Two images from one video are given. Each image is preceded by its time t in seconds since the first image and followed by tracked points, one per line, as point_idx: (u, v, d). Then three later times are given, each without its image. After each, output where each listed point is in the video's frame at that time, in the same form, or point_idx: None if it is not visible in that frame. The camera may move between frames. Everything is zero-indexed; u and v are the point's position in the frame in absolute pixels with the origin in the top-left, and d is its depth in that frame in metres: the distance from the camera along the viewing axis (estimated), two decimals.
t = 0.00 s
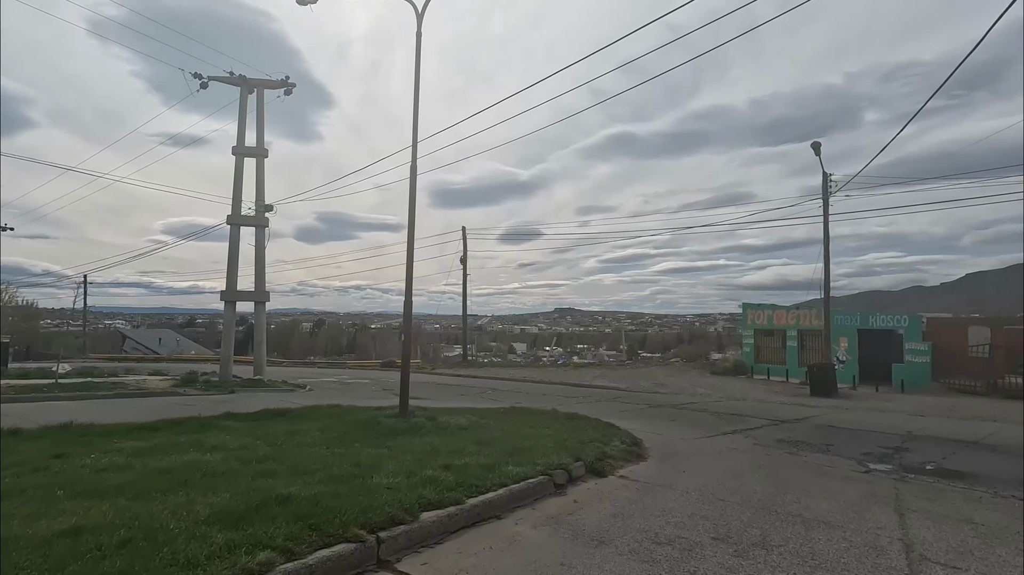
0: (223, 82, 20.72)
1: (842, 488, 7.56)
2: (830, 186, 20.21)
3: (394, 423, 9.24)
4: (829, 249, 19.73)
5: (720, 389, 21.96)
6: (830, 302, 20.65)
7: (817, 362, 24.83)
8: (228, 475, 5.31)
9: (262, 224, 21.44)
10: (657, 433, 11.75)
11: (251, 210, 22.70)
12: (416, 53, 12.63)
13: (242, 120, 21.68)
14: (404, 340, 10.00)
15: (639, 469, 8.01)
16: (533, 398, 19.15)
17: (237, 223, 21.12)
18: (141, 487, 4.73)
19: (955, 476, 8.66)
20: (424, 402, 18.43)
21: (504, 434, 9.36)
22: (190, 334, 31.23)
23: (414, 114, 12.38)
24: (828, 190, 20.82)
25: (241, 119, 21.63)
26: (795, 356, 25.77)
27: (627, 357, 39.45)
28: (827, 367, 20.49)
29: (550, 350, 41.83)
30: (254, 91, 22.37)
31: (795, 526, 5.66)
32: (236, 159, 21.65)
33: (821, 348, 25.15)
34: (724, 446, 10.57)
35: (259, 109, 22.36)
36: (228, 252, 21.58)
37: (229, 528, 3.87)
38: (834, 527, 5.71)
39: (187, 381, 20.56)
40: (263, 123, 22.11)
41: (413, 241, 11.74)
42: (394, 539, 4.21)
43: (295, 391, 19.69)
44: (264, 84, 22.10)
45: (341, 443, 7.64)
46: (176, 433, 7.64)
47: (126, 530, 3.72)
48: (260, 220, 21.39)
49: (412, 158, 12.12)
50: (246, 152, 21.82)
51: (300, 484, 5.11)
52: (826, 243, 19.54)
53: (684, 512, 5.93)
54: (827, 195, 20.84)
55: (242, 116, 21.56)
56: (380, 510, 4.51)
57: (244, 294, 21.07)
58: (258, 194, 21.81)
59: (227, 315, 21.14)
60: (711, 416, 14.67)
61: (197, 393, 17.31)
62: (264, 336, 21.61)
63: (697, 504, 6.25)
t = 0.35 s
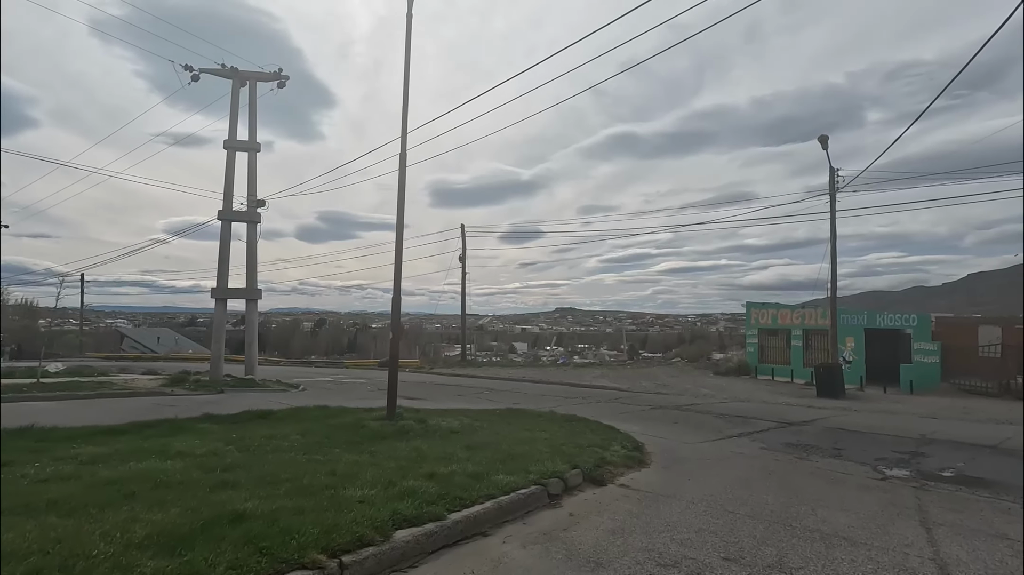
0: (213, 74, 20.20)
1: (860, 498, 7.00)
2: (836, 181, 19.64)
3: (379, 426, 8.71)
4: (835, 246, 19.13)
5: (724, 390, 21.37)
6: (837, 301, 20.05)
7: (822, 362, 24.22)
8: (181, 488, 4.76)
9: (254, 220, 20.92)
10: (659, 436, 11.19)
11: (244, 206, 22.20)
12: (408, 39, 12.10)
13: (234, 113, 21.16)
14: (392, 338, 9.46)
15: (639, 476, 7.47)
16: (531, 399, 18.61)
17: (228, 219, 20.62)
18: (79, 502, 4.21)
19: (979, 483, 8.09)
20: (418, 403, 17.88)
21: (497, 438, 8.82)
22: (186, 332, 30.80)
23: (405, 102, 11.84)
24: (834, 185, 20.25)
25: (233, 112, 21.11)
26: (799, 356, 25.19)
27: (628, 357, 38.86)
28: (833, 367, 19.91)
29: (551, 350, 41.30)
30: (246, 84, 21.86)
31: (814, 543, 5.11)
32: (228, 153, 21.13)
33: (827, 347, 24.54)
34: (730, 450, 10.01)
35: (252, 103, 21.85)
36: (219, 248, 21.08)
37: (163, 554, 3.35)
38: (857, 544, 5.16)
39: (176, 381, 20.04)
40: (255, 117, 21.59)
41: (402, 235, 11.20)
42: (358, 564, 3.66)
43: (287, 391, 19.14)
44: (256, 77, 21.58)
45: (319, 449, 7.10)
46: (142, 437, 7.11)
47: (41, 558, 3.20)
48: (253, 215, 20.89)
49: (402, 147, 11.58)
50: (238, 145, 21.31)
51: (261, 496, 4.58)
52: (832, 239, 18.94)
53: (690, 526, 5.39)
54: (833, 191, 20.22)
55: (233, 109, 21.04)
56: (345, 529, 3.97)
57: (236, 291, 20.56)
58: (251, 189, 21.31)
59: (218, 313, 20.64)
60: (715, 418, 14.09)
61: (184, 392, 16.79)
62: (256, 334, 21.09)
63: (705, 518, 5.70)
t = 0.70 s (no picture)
0: (199, 68, 19.59)
1: (881, 511, 6.49)
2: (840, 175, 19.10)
3: (364, 432, 8.19)
4: (840, 242, 18.58)
5: (726, 391, 20.83)
6: (842, 298, 19.51)
7: (825, 361, 23.70)
8: (128, 508, 4.24)
9: (243, 218, 20.34)
10: (661, 441, 10.64)
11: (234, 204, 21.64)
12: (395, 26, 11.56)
13: (221, 108, 20.56)
14: (377, 339, 8.90)
15: (641, 486, 6.93)
16: (529, 400, 18.06)
17: (217, 217, 20.06)
18: None
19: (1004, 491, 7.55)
20: (412, 405, 17.34)
21: (490, 444, 8.30)
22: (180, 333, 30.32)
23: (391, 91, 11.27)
24: (838, 180, 19.70)
25: (221, 108, 20.54)
26: (802, 355, 24.66)
27: (627, 356, 38.27)
28: (838, 366, 19.36)
29: (550, 350, 40.81)
30: (234, 78, 21.28)
31: (838, 566, 4.56)
32: (216, 149, 20.54)
33: (830, 346, 24.01)
34: (736, 455, 9.49)
35: (240, 98, 21.27)
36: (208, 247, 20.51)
37: None
38: (886, 567, 4.61)
39: (163, 384, 19.45)
40: (243, 112, 21.02)
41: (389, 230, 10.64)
42: None
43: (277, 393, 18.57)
44: (244, 71, 20.99)
45: (295, 459, 6.58)
46: (104, 447, 6.55)
47: None
48: (241, 213, 20.31)
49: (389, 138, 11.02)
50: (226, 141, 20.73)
51: (213, 520, 4.03)
52: (837, 235, 18.38)
53: (700, 547, 4.83)
54: (837, 185, 19.66)
55: (221, 103, 20.46)
56: (302, 561, 3.42)
57: (224, 291, 19.98)
58: (239, 186, 20.72)
59: (206, 313, 20.07)
60: (719, 421, 13.54)
61: (169, 395, 16.22)
62: (246, 335, 20.52)
63: (715, 536, 5.19)
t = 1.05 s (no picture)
0: (188, 58, 19.02)
1: (912, 519, 5.93)
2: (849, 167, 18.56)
3: (351, 434, 7.66)
4: (849, 234, 17.98)
5: (732, 389, 20.24)
6: (851, 293, 18.92)
7: (833, 358, 23.12)
8: (66, 524, 3.71)
9: (234, 213, 19.79)
10: (668, 441, 10.11)
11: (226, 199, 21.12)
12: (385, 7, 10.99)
13: (212, 100, 20.02)
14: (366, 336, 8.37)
15: (649, 492, 6.38)
16: (529, 400, 17.54)
17: (208, 212, 19.53)
18: None
19: None
20: (409, 404, 16.84)
21: (486, 446, 7.76)
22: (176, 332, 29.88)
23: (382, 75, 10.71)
24: (847, 171, 19.13)
25: (212, 100, 19.99)
26: (809, 352, 24.11)
27: (629, 355, 37.67)
28: (848, 363, 18.80)
29: (551, 348, 40.31)
30: (226, 70, 20.71)
31: None
32: (207, 142, 19.99)
33: (838, 343, 23.44)
34: (748, 457, 8.94)
35: (232, 90, 20.71)
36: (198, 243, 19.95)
37: None
38: None
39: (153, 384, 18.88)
40: (234, 105, 20.47)
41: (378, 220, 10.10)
42: None
43: (270, 393, 18.03)
44: (235, 63, 20.44)
45: (273, 464, 6.05)
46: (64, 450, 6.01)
47: None
48: (233, 208, 19.77)
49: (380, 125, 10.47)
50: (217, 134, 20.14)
51: (156, 542, 3.49)
52: (847, 227, 17.77)
53: (717, 564, 4.27)
54: (845, 177, 19.09)
55: (212, 95, 19.90)
56: None
57: (216, 289, 19.44)
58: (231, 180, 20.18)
59: (197, 311, 19.52)
60: (726, 420, 13.01)
61: (157, 396, 15.71)
62: (239, 333, 20.01)
63: (734, 550, 4.64)
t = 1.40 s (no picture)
0: (179, 50, 18.49)
1: (943, 539, 5.37)
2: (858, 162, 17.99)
3: (332, 441, 7.13)
4: (859, 232, 17.38)
5: (737, 391, 19.65)
6: (860, 292, 18.32)
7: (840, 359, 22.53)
8: None
9: (226, 209, 19.29)
10: (672, 448, 9.57)
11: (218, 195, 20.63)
12: None
13: (203, 94, 19.51)
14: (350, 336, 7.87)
15: (653, 507, 5.84)
16: (528, 402, 16.99)
17: (199, 208, 19.03)
18: None
19: None
20: (404, 406, 16.34)
21: (478, 455, 7.23)
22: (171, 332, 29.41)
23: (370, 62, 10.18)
24: (855, 166, 18.55)
25: (203, 93, 19.47)
26: (816, 353, 23.52)
27: (632, 355, 36.43)
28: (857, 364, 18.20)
29: (552, 348, 39.75)
30: (218, 63, 20.21)
31: None
32: (199, 137, 19.47)
33: (845, 344, 22.85)
34: (757, 466, 8.39)
35: (224, 83, 20.20)
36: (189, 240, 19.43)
37: None
38: None
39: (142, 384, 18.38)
40: (227, 99, 19.95)
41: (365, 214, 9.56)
42: None
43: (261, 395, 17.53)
44: (228, 55, 19.92)
45: (241, 476, 5.53)
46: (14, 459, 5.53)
47: None
48: (225, 204, 19.27)
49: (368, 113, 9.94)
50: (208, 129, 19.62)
51: None
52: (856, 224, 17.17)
53: None
54: (854, 172, 18.52)
55: (203, 88, 19.39)
56: None
57: (208, 287, 18.93)
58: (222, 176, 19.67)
59: (187, 310, 18.99)
60: (732, 424, 12.46)
61: (144, 397, 15.20)
62: (231, 333, 19.52)
63: None
